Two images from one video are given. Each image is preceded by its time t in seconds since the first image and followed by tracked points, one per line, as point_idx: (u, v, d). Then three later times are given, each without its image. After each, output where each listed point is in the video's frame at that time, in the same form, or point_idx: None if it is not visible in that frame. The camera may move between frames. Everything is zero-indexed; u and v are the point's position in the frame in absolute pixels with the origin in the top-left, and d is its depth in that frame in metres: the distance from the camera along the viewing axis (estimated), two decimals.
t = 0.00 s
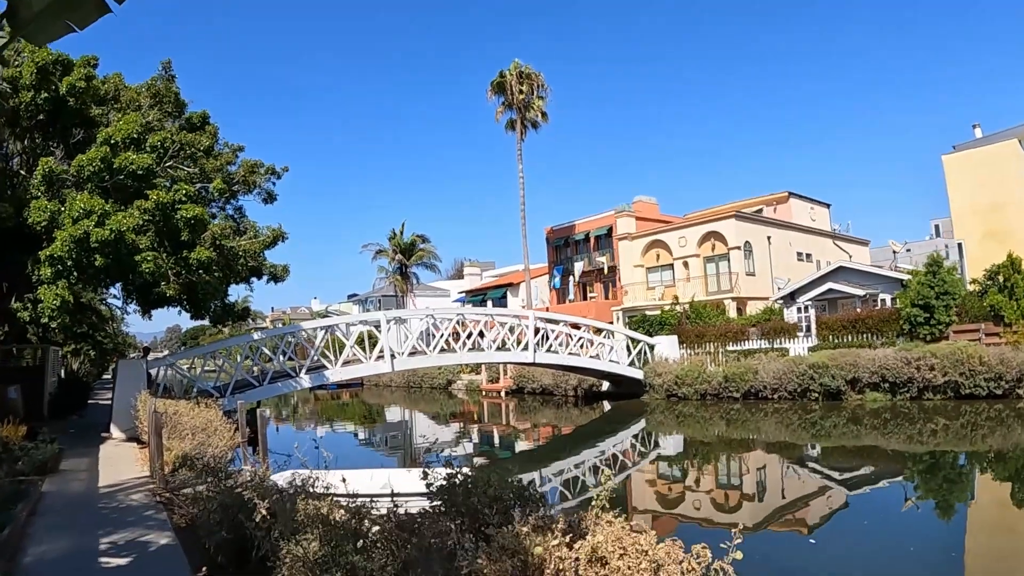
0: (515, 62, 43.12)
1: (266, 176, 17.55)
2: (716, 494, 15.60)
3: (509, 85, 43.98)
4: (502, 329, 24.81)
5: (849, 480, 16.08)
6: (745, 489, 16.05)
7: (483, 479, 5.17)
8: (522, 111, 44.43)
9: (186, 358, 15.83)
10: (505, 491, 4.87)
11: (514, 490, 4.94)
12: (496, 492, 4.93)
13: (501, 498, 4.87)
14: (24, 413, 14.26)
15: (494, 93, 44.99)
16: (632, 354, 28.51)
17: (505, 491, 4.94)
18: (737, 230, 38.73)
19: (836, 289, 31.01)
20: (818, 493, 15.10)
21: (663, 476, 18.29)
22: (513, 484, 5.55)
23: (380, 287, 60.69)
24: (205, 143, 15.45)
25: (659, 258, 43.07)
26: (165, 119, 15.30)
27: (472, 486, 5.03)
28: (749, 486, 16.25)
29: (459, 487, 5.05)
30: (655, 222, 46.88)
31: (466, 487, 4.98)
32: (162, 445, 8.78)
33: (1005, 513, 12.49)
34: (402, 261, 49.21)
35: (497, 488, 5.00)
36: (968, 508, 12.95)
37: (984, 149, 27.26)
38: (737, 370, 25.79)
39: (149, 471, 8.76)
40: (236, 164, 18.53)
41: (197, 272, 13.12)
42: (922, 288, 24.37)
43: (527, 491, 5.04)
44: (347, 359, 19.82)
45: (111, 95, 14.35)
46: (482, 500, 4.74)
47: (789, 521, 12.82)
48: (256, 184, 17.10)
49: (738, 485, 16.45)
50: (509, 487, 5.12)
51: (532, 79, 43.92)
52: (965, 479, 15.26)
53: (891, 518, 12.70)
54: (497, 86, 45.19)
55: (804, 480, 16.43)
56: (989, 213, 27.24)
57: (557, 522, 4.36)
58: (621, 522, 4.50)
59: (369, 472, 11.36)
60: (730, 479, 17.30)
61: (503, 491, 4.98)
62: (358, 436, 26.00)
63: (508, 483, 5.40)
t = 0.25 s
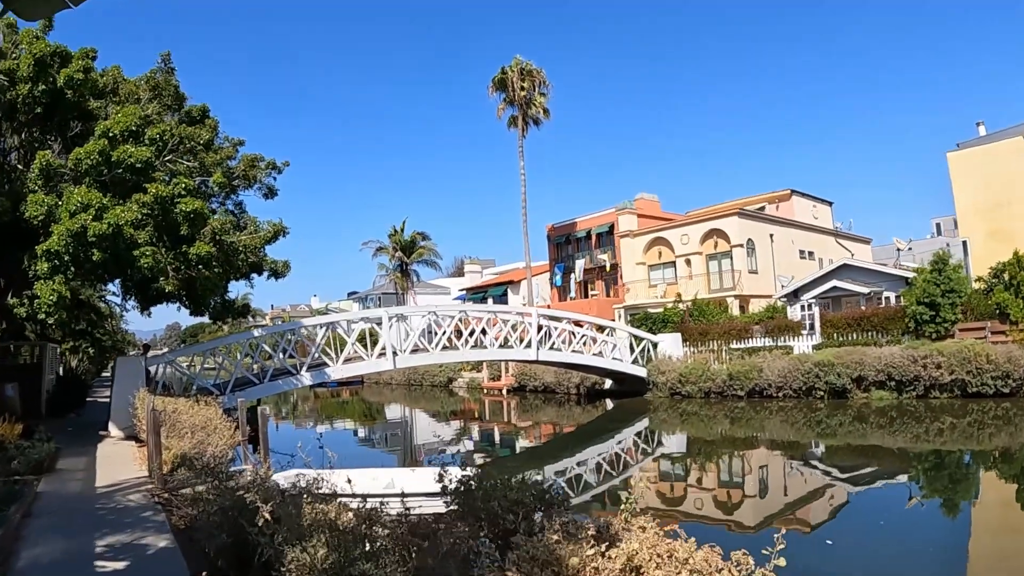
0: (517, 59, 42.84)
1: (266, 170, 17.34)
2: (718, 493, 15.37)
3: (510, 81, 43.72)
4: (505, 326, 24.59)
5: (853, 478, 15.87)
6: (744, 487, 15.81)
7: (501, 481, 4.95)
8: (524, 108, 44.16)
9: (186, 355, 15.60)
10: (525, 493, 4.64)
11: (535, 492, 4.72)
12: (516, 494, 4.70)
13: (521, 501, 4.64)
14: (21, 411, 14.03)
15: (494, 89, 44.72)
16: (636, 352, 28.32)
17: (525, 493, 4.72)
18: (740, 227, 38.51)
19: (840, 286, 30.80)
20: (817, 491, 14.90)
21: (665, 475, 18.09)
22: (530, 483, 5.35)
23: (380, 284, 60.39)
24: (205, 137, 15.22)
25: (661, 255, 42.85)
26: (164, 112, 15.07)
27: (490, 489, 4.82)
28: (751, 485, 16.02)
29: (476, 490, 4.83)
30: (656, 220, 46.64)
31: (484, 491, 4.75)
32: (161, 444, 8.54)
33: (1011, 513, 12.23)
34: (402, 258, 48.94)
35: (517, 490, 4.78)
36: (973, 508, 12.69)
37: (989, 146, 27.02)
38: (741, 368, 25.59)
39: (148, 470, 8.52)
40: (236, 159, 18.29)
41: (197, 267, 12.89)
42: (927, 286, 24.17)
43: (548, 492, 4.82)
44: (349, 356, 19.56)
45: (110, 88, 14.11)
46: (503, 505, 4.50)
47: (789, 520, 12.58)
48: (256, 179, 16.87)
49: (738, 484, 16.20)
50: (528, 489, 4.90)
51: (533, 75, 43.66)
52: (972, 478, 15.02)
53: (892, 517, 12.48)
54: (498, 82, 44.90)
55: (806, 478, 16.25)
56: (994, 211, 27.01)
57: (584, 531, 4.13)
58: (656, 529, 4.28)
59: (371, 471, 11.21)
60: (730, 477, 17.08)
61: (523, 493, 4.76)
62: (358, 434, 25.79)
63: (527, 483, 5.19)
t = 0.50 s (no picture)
0: (521, 54, 42.45)
1: (270, 165, 17.05)
2: (725, 491, 15.04)
3: (514, 77, 43.36)
4: (511, 324, 24.28)
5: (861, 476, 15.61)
6: (750, 486, 15.47)
7: (534, 486, 4.95)
8: (528, 104, 43.79)
9: (188, 352, 15.33)
10: (561, 500, 4.65)
11: (569, 498, 4.72)
12: (550, 500, 4.71)
13: (557, 508, 4.63)
14: (20, 409, 13.75)
15: (498, 86, 44.36)
16: (643, 349, 28.02)
17: (559, 499, 4.72)
18: (746, 224, 38.17)
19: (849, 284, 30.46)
20: (823, 490, 14.59)
21: (671, 473, 17.79)
22: (560, 486, 5.36)
23: (383, 282, 60.09)
24: (208, 130, 14.91)
25: (666, 253, 42.52)
26: (167, 105, 14.78)
27: (523, 493, 4.82)
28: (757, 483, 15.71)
29: (509, 494, 4.83)
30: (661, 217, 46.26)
31: (518, 496, 4.75)
32: (163, 444, 8.25)
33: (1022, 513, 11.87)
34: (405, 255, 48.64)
35: (550, 495, 4.78)
36: (982, 507, 12.34)
37: (1000, 142, 26.60)
38: (750, 365, 25.30)
39: (150, 471, 8.22)
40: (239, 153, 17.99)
41: (200, 263, 12.59)
42: (938, 283, 23.85)
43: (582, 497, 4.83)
44: (354, 353, 19.27)
45: (112, 80, 13.80)
46: (538, 512, 4.51)
47: (795, 520, 12.20)
48: (259, 174, 16.57)
49: (745, 483, 15.86)
50: (561, 493, 4.91)
51: (538, 71, 43.27)
52: (982, 477, 14.68)
53: (901, 515, 12.12)
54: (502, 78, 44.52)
55: (812, 476, 15.97)
56: (1005, 208, 26.62)
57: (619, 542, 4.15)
58: (694, 538, 4.06)
59: (379, 471, 11.02)
60: (737, 476, 16.76)
61: (556, 498, 4.77)
62: (361, 432, 25.49)
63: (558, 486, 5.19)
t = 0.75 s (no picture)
0: (527, 51, 42.13)
1: (275, 160, 16.84)
2: (730, 490, 14.76)
3: (520, 75, 43.09)
4: (518, 322, 24.03)
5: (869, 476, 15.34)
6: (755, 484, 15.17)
7: (566, 491, 4.66)
8: (533, 101, 43.53)
9: (192, 350, 15.12)
10: (593, 504, 4.31)
11: (604, 503, 4.37)
12: (583, 506, 4.37)
13: (590, 515, 4.27)
14: (21, 407, 13.56)
15: (503, 83, 44.08)
16: (650, 348, 27.76)
17: (591, 503, 4.42)
18: (753, 222, 37.88)
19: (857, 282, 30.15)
20: (828, 490, 14.29)
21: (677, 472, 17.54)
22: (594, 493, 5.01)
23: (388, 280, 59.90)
24: (212, 124, 14.70)
25: (673, 251, 42.21)
26: (171, 99, 14.58)
27: (556, 501, 4.53)
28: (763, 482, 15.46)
29: (540, 501, 4.55)
30: (667, 215, 45.90)
31: (550, 502, 4.47)
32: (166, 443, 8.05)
33: None
34: (410, 253, 48.42)
35: (583, 501, 4.48)
36: (991, 508, 12.02)
37: (1010, 139, 26.21)
38: (758, 364, 25.03)
39: (153, 470, 8.01)
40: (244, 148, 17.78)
41: (204, 258, 12.37)
42: (948, 281, 23.55)
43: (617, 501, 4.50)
44: (360, 351, 19.04)
45: (115, 74, 13.59)
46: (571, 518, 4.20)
47: (799, 520, 11.84)
48: (264, 169, 16.35)
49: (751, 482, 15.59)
50: (594, 499, 4.61)
51: (543, 68, 42.97)
52: (992, 478, 14.36)
53: (909, 517, 11.77)
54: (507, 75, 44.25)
55: (818, 476, 15.69)
56: (1015, 206, 26.26)
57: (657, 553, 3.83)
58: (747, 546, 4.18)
59: (388, 471, 10.86)
60: (743, 475, 16.48)
61: (589, 503, 4.46)
62: (365, 431, 25.28)
63: (592, 494, 4.90)
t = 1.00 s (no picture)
0: (535, 48, 41.72)
1: (283, 155, 16.59)
2: (739, 490, 14.36)
3: (528, 71, 42.70)
4: (529, 319, 23.72)
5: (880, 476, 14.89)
6: (765, 485, 14.78)
7: (608, 489, 4.44)
8: (541, 98, 43.10)
9: (199, 348, 14.89)
10: (642, 507, 4.15)
11: (653, 505, 4.22)
12: (631, 507, 4.21)
13: (639, 518, 4.12)
14: (26, 404, 13.34)
15: (511, 79, 43.73)
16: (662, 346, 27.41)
17: (640, 504, 4.25)
18: (763, 219, 37.47)
19: (870, 279, 29.73)
20: (840, 489, 13.86)
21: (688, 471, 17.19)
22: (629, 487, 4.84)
23: (395, 278, 59.66)
24: (219, 117, 14.47)
25: (682, 249, 41.76)
26: (177, 92, 14.32)
27: (600, 500, 4.31)
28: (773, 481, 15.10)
29: (582, 502, 4.32)
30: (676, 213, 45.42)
31: (595, 504, 4.24)
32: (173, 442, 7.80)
33: None
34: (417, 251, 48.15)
35: (630, 500, 4.30)
36: (1007, 509, 11.59)
37: None
38: (771, 362, 24.65)
39: (160, 470, 7.77)
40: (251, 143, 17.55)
41: (211, 253, 12.12)
42: (962, 279, 23.16)
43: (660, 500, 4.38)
44: (369, 349, 18.76)
45: (122, 67, 13.34)
46: (622, 522, 4.03)
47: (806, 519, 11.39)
48: (272, 164, 16.11)
49: (761, 482, 15.22)
50: (638, 498, 4.42)
51: (551, 65, 42.59)
52: (1007, 478, 13.92)
53: (919, 514, 11.38)
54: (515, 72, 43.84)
55: (828, 475, 15.24)
56: None
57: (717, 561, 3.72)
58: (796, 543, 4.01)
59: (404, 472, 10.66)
60: (753, 475, 16.12)
61: (637, 502, 4.29)
62: (372, 429, 25.02)
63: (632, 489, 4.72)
